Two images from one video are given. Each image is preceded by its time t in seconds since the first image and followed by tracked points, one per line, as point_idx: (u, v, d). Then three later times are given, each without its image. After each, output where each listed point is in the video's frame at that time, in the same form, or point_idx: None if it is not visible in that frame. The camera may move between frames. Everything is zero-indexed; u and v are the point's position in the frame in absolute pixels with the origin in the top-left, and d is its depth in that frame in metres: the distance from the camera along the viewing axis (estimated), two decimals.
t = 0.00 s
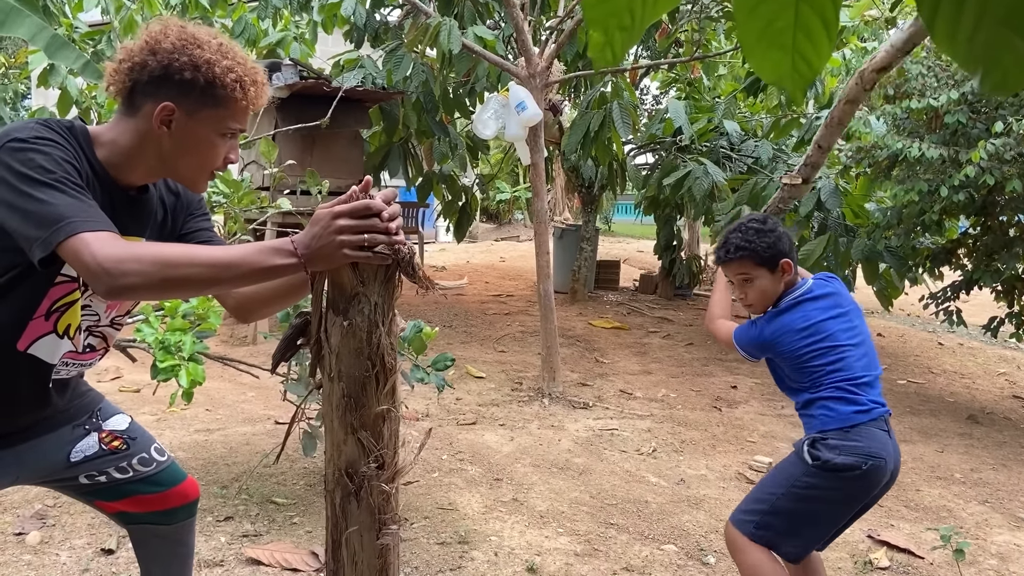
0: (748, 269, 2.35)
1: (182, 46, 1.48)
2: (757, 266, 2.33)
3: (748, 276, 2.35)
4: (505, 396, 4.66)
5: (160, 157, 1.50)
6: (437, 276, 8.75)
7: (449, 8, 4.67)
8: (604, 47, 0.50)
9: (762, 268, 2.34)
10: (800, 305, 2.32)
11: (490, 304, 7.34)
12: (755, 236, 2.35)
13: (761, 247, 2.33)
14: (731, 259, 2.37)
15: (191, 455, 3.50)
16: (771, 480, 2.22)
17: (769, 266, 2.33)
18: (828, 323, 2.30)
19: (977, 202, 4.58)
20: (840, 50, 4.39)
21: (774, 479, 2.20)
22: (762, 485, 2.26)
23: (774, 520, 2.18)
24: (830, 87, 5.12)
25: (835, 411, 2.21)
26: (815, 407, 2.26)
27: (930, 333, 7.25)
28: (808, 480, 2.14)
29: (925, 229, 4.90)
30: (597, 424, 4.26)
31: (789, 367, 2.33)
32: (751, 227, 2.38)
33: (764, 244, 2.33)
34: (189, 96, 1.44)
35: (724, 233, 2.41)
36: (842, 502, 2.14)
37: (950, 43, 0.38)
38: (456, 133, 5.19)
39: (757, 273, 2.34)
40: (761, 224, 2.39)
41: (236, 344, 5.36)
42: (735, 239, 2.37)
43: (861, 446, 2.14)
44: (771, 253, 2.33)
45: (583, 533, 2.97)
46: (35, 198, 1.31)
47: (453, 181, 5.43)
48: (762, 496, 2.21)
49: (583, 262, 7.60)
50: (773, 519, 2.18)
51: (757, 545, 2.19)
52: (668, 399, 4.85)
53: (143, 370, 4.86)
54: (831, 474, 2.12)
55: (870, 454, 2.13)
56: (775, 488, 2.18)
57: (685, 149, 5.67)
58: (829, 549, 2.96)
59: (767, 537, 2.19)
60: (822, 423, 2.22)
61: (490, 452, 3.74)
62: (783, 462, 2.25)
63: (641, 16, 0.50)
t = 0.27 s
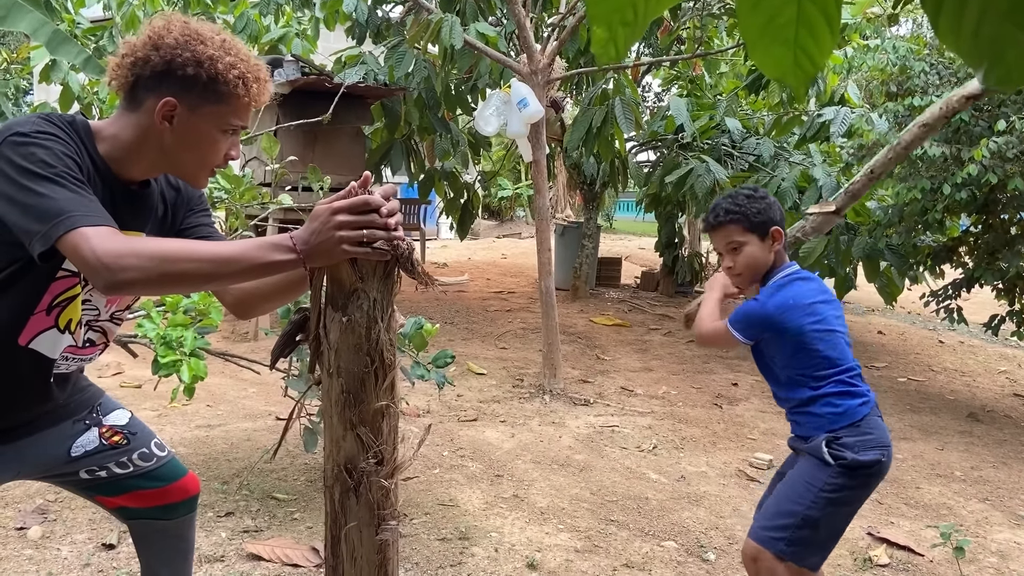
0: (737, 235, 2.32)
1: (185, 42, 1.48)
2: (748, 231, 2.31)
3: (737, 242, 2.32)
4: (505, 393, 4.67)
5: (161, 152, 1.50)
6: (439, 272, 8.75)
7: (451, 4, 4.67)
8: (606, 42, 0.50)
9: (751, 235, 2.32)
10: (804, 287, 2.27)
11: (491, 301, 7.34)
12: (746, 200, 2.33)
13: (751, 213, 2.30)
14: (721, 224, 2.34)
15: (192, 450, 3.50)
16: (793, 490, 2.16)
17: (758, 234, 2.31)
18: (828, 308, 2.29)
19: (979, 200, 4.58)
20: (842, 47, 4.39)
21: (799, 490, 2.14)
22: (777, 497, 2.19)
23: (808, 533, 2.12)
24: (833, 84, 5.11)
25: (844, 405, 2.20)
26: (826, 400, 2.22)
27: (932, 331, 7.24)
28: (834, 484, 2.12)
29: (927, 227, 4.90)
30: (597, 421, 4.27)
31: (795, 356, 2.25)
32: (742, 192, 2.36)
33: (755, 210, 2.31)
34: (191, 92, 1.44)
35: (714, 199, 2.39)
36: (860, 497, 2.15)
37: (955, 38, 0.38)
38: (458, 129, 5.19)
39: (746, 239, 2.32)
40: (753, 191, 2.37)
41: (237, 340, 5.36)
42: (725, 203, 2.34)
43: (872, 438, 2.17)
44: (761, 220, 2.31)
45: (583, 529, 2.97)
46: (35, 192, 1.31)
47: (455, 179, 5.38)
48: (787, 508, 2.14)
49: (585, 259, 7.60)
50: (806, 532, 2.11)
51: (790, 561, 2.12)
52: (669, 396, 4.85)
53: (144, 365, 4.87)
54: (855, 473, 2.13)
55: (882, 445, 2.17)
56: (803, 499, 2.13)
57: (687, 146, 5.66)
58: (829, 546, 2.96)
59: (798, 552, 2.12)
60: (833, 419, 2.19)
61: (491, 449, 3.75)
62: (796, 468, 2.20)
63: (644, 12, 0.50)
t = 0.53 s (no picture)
0: (758, 199, 2.07)
1: (186, 41, 1.48)
2: (771, 196, 2.07)
3: (758, 207, 2.07)
4: (507, 389, 4.67)
5: (163, 151, 1.51)
6: (441, 269, 8.76)
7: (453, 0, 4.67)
8: (604, 38, 0.50)
9: (775, 201, 2.07)
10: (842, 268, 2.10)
11: (492, 297, 7.34)
12: (771, 163, 2.11)
13: (776, 176, 2.07)
14: (740, 184, 2.09)
15: (194, 446, 3.51)
16: (822, 503, 2.01)
17: (782, 201, 2.08)
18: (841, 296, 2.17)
19: (982, 197, 4.57)
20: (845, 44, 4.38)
21: (834, 503, 2.00)
22: (802, 512, 2.02)
23: (840, 547, 2.01)
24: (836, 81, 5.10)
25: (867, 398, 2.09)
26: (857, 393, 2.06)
27: (934, 328, 7.23)
28: (857, 488, 2.04)
29: (930, 224, 4.89)
30: (599, 417, 4.27)
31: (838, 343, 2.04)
32: (768, 154, 2.14)
33: (780, 174, 2.08)
34: (192, 92, 1.44)
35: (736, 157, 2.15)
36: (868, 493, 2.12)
37: (951, 35, 0.38)
38: (460, 126, 5.19)
39: (769, 204, 2.07)
40: (778, 155, 2.15)
41: (239, 336, 5.37)
42: (749, 162, 2.11)
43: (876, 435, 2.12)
44: (786, 186, 2.08)
45: (585, 526, 2.98)
46: (36, 188, 1.31)
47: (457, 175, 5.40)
48: (822, 524, 1.99)
49: (587, 256, 7.60)
50: (841, 544, 2.01)
51: None
52: (670, 393, 4.85)
53: (147, 361, 4.88)
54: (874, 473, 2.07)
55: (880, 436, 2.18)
56: (839, 512, 2.00)
57: (689, 143, 5.66)
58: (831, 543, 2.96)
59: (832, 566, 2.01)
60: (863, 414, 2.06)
61: (492, 445, 3.75)
62: (817, 474, 2.04)
63: (643, 8, 0.50)
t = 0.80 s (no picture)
0: (781, 184, 2.02)
1: (191, 36, 1.49)
2: (794, 181, 2.02)
3: (782, 193, 2.02)
4: (509, 385, 4.67)
5: (165, 146, 1.51)
6: (443, 265, 8.76)
7: None
8: (607, 30, 0.51)
9: (797, 186, 2.03)
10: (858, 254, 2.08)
11: (495, 294, 7.34)
12: (793, 145, 2.07)
13: (800, 161, 2.03)
14: (763, 168, 2.02)
15: (197, 441, 3.52)
16: (843, 498, 1.97)
17: (803, 185, 2.04)
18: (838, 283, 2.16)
19: (986, 194, 4.56)
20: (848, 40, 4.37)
21: (855, 496, 1.97)
22: (826, 512, 1.97)
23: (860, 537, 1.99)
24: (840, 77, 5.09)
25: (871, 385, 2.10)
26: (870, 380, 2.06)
27: (937, 325, 7.23)
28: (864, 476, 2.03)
29: (933, 220, 4.89)
30: (601, 413, 4.27)
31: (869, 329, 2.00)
32: (787, 137, 2.09)
33: (802, 160, 2.04)
34: (195, 86, 1.44)
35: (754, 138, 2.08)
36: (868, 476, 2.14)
37: (954, 28, 0.39)
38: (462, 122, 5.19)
39: (792, 190, 2.02)
40: (798, 137, 2.12)
41: (242, 332, 5.38)
42: (771, 145, 2.05)
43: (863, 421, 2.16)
44: (807, 173, 2.04)
45: (587, 521, 2.98)
46: (41, 184, 1.31)
47: (460, 171, 5.41)
48: (849, 520, 1.96)
49: (589, 252, 7.60)
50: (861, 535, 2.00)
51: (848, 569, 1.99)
52: (673, 389, 4.85)
53: (150, 356, 4.89)
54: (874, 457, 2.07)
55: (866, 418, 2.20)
56: (859, 505, 1.97)
57: (692, 139, 5.66)
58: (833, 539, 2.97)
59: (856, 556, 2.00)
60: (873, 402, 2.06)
61: (495, 441, 3.75)
62: (836, 468, 1.99)
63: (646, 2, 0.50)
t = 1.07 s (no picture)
0: (797, 180, 2.02)
1: (192, 32, 1.49)
2: (809, 176, 2.03)
3: (798, 188, 2.02)
4: (511, 382, 4.67)
5: (166, 144, 1.51)
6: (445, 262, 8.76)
7: None
8: (614, 29, 0.50)
9: (812, 182, 2.04)
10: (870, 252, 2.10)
11: (497, 291, 7.34)
12: (808, 138, 2.07)
13: (815, 157, 2.03)
14: (779, 163, 2.02)
15: (200, 438, 3.53)
16: (842, 494, 1.97)
17: (817, 180, 2.05)
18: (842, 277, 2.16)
19: (988, 191, 4.55)
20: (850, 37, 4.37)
21: (854, 492, 1.98)
22: (823, 507, 1.97)
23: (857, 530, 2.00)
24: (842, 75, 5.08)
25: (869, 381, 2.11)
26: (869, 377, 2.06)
27: (939, 323, 7.22)
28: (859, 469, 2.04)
29: (935, 218, 4.88)
30: (603, 411, 4.27)
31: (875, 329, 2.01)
32: (801, 130, 2.09)
33: (816, 155, 2.05)
34: (195, 83, 1.45)
35: (768, 132, 2.07)
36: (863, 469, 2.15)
37: (961, 27, 0.39)
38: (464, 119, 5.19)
39: (807, 185, 2.03)
40: (814, 131, 2.12)
41: (245, 329, 5.38)
42: (786, 140, 2.04)
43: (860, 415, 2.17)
44: (822, 168, 2.04)
45: (589, 518, 2.98)
46: (43, 182, 1.32)
47: (462, 169, 5.41)
48: (847, 514, 1.96)
49: (591, 250, 7.60)
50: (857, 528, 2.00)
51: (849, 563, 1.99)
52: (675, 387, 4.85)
53: (153, 353, 4.89)
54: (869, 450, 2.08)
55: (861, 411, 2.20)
56: (857, 499, 1.98)
57: (695, 136, 5.65)
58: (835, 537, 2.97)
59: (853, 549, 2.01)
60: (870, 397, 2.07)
61: (496, 438, 3.76)
62: (837, 465, 1.98)
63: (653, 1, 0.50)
